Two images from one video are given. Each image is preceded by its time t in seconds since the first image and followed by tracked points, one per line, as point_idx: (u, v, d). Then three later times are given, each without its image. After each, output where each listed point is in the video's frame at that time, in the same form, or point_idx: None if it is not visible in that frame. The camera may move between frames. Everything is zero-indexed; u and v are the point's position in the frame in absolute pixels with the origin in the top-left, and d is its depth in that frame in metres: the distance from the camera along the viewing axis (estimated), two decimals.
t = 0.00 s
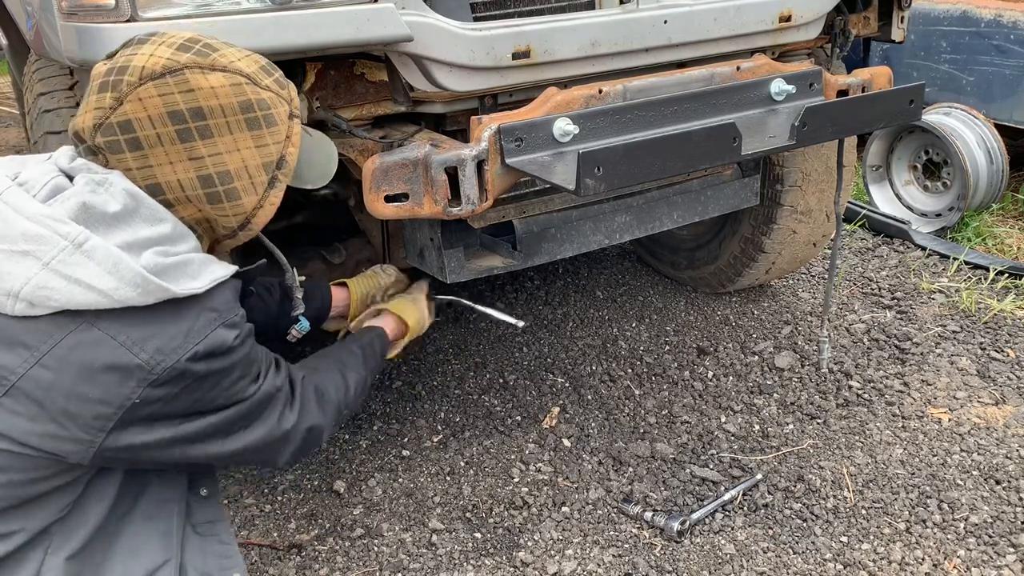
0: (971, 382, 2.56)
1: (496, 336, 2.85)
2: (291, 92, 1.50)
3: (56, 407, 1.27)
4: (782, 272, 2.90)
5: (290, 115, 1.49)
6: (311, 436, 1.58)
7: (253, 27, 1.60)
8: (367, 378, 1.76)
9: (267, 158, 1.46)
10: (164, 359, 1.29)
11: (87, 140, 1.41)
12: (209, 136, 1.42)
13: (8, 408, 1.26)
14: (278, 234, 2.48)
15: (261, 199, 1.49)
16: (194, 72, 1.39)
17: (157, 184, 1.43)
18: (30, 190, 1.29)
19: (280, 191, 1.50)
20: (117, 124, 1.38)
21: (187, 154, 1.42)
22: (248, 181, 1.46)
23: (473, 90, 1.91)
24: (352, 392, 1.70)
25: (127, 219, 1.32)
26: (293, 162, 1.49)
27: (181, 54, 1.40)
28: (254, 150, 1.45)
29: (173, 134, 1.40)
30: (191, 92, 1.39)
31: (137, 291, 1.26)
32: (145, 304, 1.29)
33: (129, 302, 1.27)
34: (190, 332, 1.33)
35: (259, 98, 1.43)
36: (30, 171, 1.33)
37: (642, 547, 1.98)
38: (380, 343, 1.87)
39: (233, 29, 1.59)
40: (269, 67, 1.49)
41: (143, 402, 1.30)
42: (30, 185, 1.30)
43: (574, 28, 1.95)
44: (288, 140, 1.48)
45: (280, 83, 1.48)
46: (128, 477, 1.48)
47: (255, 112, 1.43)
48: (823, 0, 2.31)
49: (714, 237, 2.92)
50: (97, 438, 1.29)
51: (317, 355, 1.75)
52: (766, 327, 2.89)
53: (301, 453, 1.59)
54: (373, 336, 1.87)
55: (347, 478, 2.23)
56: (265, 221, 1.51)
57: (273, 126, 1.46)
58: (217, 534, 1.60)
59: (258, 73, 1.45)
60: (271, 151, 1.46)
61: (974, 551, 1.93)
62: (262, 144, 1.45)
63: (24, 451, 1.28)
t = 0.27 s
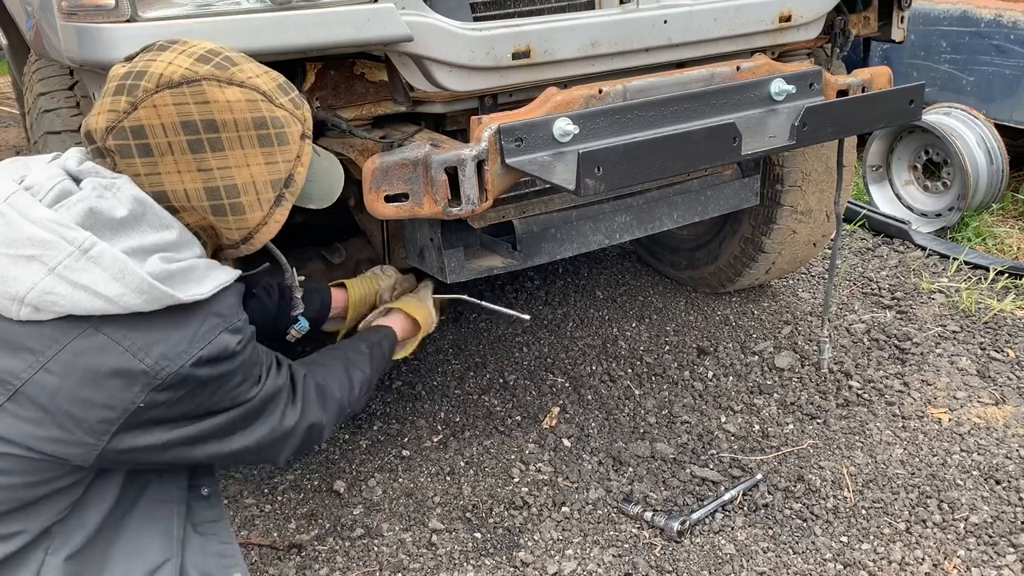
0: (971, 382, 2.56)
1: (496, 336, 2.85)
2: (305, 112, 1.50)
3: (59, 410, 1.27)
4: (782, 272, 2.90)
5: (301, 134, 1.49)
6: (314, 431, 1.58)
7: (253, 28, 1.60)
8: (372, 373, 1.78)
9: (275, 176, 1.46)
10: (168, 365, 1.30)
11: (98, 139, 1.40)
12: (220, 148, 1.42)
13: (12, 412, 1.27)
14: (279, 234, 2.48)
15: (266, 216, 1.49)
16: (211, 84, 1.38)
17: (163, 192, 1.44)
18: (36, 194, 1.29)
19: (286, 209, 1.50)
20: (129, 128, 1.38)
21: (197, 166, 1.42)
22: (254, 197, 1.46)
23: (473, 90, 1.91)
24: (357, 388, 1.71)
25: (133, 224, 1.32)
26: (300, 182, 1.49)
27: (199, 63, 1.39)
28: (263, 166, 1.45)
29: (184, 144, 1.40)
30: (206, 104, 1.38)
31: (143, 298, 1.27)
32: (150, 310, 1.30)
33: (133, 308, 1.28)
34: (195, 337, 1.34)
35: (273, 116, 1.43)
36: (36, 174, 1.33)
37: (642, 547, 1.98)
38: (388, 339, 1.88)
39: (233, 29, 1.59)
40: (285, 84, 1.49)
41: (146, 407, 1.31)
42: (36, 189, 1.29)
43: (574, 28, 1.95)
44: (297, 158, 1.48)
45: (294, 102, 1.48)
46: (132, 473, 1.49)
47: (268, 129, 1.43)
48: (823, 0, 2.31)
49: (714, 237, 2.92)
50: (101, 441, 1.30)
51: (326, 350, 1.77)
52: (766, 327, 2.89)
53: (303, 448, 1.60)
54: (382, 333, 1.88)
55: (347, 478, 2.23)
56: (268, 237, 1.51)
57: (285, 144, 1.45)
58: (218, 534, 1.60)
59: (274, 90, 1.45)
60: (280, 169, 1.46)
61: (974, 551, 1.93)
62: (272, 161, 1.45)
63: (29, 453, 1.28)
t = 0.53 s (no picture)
0: (971, 382, 2.56)
1: (496, 336, 2.85)
2: (311, 129, 1.49)
3: (59, 411, 1.28)
4: (782, 272, 2.90)
5: (304, 152, 1.48)
6: (312, 436, 1.58)
7: (252, 28, 1.60)
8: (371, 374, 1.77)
9: (273, 192, 1.46)
10: (168, 366, 1.31)
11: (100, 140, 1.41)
12: (219, 160, 1.41)
13: (12, 413, 1.28)
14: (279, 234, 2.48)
15: (261, 231, 1.49)
16: (218, 96, 1.38)
17: (159, 198, 1.44)
18: (37, 195, 1.29)
19: (281, 226, 1.49)
20: (132, 131, 1.38)
21: (195, 175, 1.41)
22: (250, 212, 1.46)
23: (473, 90, 1.91)
24: (353, 390, 1.70)
25: (134, 228, 1.33)
26: (298, 201, 1.49)
27: (208, 72, 1.39)
28: (261, 181, 1.44)
29: (184, 153, 1.39)
30: (210, 115, 1.38)
31: (143, 300, 1.28)
32: (150, 311, 1.31)
33: (134, 310, 1.29)
34: (194, 339, 1.35)
35: (277, 133, 1.43)
36: (37, 174, 1.33)
37: (642, 547, 1.98)
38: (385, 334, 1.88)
39: (233, 29, 1.59)
40: (293, 98, 1.48)
41: (147, 407, 1.32)
42: (37, 190, 1.30)
43: (574, 28, 1.95)
44: (296, 176, 1.47)
45: (300, 118, 1.48)
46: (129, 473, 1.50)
47: (270, 145, 1.43)
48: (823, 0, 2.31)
49: (714, 237, 2.92)
50: (101, 441, 1.31)
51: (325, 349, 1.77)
52: (766, 327, 2.89)
53: (301, 451, 1.60)
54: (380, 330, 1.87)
55: (347, 478, 2.23)
56: (261, 253, 1.50)
57: (285, 161, 1.45)
58: (217, 533, 1.60)
59: (281, 105, 1.45)
60: (279, 186, 1.46)
61: (974, 551, 1.93)
62: (271, 178, 1.45)
63: (30, 455, 1.29)
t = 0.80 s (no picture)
0: (971, 382, 2.56)
1: (496, 336, 2.85)
2: (322, 134, 1.51)
3: (60, 410, 1.27)
4: (782, 272, 2.90)
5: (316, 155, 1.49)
6: (299, 458, 1.59)
7: (252, 28, 1.60)
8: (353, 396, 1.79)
9: (286, 194, 1.46)
10: (170, 368, 1.31)
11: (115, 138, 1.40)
12: (235, 162, 1.42)
13: (16, 411, 1.27)
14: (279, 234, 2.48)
15: (273, 232, 1.49)
16: (236, 98, 1.38)
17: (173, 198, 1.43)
18: (46, 193, 1.29)
19: (293, 227, 1.50)
20: (148, 132, 1.37)
21: (210, 176, 1.42)
22: (264, 213, 1.46)
23: (473, 90, 1.91)
24: (338, 410, 1.72)
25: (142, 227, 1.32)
26: (309, 203, 1.50)
27: (224, 75, 1.39)
28: (276, 183, 1.45)
29: (201, 154, 1.39)
30: (227, 118, 1.38)
31: (149, 300, 1.28)
32: (155, 312, 1.31)
33: (139, 310, 1.29)
34: (197, 343, 1.35)
35: (292, 136, 1.44)
36: (46, 173, 1.33)
37: (642, 547, 1.98)
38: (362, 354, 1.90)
39: (233, 30, 1.59)
40: (306, 103, 1.49)
41: (149, 408, 1.31)
42: (45, 188, 1.30)
43: (574, 28, 1.95)
44: (309, 178, 1.48)
45: (313, 122, 1.49)
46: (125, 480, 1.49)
47: (286, 148, 1.44)
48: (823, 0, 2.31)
49: (714, 237, 2.92)
50: (100, 445, 1.29)
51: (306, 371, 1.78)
52: (766, 327, 2.89)
53: (288, 473, 1.60)
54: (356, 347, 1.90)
55: (347, 478, 2.23)
56: (272, 255, 1.50)
57: (299, 164, 1.46)
58: (210, 539, 1.61)
59: (295, 110, 1.45)
60: (292, 188, 1.46)
61: (974, 551, 1.93)
62: (284, 180, 1.45)
63: (30, 453, 1.28)
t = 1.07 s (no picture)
0: (971, 382, 2.56)
1: (496, 336, 2.85)
2: (323, 129, 1.50)
3: (60, 404, 1.27)
4: (782, 271, 2.90)
5: (316, 150, 1.48)
6: (284, 471, 1.58)
7: (252, 28, 1.60)
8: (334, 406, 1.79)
9: (288, 187, 1.45)
10: (169, 364, 1.31)
11: (116, 133, 1.41)
12: (235, 155, 1.41)
13: (13, 406, 1.26)
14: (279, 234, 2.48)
15: (274, 226, 1.48)
16: (236, 92, 1.39)
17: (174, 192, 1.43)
18: (48, 188, 1.29)
19: (294, 221, 1.48)
20: (149, 126, 1.38)
21: (211, 170, 1.41)
22: (264, 207, 1.45)
23: (473, 90, 1.91)
24: (321, 422, 1.72)
25: (143, 223, 1.33)
26: (311, 197, 1.48)
27: (225, 70, 1.39)
28: (276, 178, 1.44)
29: (201, 147, 1.39)
30: (227, 111, 1.38)
31: (150, 295, 1.28)
32: (155, 307, 1.32)
33: (140, 304, 1.29)
34: (196, 340, 1.35)
35: (292, 129, 1.44)
36: (48, 168, 1.33)
37: (642, 547, 1.98)
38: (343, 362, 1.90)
39: (233, 30, 1.59)
40: (307, 98, 1.49)
41: (146, 407, 1.31)
42: (48, 183, 1.30)
43: (574, 28, 1.95)
44: (310, 172, 1.47)
45: (313, 117, 1.48)
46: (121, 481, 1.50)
47: (286, 142, 1.43)
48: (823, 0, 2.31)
49: (714, 237, 2.92)
50: (97, 444, 1.29)
51: (287, 382, 1.77)
52: (766, 327, 2.89)
53: (272, 485, 1.59)
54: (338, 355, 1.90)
55: (347, 478, 2.23)
56: (273, 249, 1.49)
57: (300, 157, 1.45)
58: (204, 540, 1.62)
59: (296, 104, 1.45)
60: (293, 181, 1.45)
61: (974, 551, 1.93)
62: (286, 173, 1.45)
63: (26, 448, 1.27)
